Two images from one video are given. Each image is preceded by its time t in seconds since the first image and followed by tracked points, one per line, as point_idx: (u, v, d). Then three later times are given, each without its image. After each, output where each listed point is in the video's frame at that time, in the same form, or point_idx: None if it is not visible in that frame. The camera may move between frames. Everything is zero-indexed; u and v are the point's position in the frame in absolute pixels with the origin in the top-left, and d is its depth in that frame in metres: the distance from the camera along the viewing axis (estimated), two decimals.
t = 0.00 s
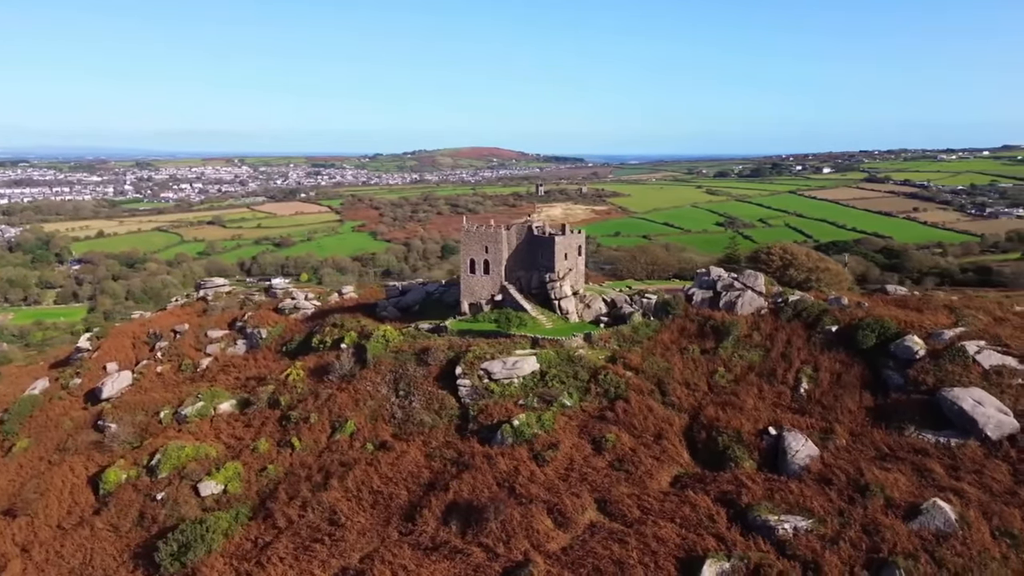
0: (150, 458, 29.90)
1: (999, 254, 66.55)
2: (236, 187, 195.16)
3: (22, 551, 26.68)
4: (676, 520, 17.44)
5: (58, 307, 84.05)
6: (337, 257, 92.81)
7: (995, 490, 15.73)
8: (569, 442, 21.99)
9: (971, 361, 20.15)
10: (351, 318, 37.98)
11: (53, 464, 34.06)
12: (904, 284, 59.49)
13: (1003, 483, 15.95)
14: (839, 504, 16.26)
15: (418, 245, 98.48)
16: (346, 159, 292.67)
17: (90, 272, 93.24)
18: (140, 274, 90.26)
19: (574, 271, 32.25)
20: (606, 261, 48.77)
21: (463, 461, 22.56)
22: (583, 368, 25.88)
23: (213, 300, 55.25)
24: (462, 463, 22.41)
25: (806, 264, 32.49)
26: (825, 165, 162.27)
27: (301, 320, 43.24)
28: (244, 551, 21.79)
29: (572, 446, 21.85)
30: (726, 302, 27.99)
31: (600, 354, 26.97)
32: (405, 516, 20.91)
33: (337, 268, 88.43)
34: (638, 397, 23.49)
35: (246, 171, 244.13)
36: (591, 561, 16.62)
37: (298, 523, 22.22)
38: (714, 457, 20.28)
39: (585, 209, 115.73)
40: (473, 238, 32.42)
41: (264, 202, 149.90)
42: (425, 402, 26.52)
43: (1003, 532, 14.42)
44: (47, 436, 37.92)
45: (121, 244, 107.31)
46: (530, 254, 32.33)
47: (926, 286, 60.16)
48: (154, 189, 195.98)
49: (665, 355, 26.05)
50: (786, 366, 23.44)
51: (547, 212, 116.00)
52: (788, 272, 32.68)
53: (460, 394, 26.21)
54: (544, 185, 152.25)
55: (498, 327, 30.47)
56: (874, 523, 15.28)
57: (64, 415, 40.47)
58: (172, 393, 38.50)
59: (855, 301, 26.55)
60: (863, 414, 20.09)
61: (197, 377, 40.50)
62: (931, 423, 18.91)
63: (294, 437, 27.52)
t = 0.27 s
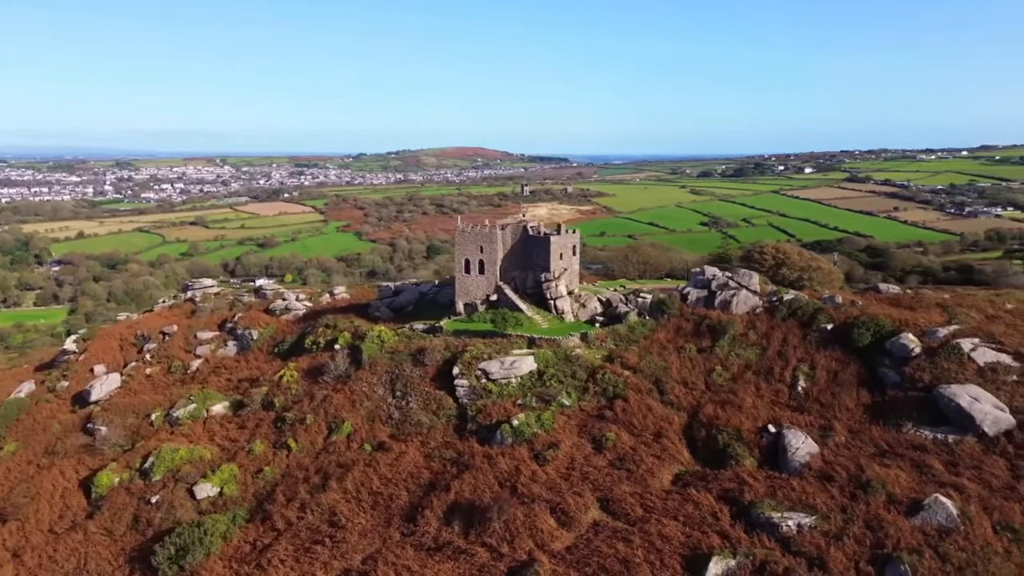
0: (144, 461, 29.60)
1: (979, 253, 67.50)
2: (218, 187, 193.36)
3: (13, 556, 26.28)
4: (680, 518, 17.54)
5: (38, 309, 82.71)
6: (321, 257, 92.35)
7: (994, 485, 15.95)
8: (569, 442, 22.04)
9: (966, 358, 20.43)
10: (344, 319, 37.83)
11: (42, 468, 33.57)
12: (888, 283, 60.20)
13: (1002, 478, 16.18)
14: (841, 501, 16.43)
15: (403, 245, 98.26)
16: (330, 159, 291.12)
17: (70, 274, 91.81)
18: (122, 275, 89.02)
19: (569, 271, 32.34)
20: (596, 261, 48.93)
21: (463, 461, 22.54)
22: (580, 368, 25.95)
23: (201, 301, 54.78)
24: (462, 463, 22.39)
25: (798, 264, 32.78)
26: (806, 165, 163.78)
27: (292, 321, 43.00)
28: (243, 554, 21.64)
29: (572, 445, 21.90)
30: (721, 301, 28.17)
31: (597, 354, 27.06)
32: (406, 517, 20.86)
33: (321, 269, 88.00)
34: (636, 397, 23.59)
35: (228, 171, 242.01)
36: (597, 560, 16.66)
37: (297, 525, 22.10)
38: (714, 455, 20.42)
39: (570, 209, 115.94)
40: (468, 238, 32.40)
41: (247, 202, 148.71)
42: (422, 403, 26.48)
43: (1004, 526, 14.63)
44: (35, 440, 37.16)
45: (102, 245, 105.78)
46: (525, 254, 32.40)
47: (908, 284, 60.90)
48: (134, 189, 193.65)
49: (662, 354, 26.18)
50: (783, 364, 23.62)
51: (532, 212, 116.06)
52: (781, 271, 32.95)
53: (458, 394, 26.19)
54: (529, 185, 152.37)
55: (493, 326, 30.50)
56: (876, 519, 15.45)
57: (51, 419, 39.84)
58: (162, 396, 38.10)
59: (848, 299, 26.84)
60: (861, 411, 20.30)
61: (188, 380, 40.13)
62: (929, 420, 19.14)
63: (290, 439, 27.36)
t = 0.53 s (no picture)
0: (137, 464, 29.30)
1: (960, 252, 68.43)
2: (200, 188, 191.53)
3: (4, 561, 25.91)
4: (683, 516, 17.64)
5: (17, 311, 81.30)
6: (307, 258, 91.92)
7: (994, 481, 16.18)
8: (570, 441, 22.10)
9: (962, 355, 20.69)
10: (337, 320, 37.71)
11: (31, 472, 33.09)
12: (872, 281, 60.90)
13: (1001, 473, 16.41)
14: (844, 497, 16.59)
15: (389, 245, 97.96)
16: (313, 159, 289.43)
17: (49, 275, 90.16)
18: (103, 276, 87.66)
19: (565, 271, 32.44)
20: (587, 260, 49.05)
21: (463, 461, 22.52)
22: (578, 367, 26.02)
23: (191, 303, 54.30)
24: (462, 463, 22.37)
25: (791, 263, 33.07)
26: (789, 166, 165.13)
27: (284, 322, 42.78)
28: (243, 557, 21.51)
29: (573, 444, 21.95)
30: (716, 300, 28.35)
31: (595, 353, 27.13)
32: (407, 518, 20.83)
33: (306, 269, 87.55)
34: (636, 395, 23.69)
35: (210, 171, 239.80)
36: (602, 559, 16.71)
37: (297, 527, 21.99)
38: (715, 453, 20.54)
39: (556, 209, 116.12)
40: (463, 238, 32.41)
41: (230, 203, 147.51)
42: (420, 403, 26.45)
43: (1006, 521, 14.85)
44: (23, 443, 36.66)
45: (82, 246, 104.16)
46: (520, 254, 32.46)
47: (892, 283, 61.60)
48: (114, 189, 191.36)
49: (660, 353, 26.31)
50: (780, 362, 23.83)
51: (518, 212, 116.11)
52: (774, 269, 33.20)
53: (456, 394, 26.17)
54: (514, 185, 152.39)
55: (490, 326, 30.52)
56: (880, 515, 15.62)
57: (39, 422, 39.30)
58: (153, 398, 37.72)
59: (843, 298, 27.11)
60: (859, 409, 20.52)
61: (178, 381, 39.77)
62: (927, 416, 19.37)
63: (287, 440, 27.22)
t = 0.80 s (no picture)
0: (132, 466, 29.02)
1: (941, 251, 69.28)
2: (182, 188, 189.68)
3: None
4: (688, 514, 17.74)
5: None
6: (292, 258, 91.48)
7: (994, 476, 16.43)
8: (572, 440, 22.17)
9: (958, 353, 20.98)
10: (331, 321, 37.56)
11: (21, 476, 32.63)
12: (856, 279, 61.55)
13: (1001, 469, 16.66)
14: (847, 493, 16.76)
15: (375, 245, 97.61)
16: (297, 159, 287.71)
17: (29, 276, 88.16)
18: (85, 277, 86.25)
19: (561, 271, 32.52)
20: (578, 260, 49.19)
21: (464, 462, 22.52)
22: (578, 367, 26.09)
23: (180, 304, 53.84)
24: (463, 463, 22.37)
25: (785, 262, 33.35)
26: (772, 165, 166.55)
27: (276, 322, 42.52)
28: (245, 559, 21.38)
29: (575, 444, 22.03)
30: (713, 299, 28.52)
31: (593, 353, 27.22)
32: (410, 518, 20.80)
33: (292, 270, 87.08)
34: (636, 394, 23.80)
35: (192, 171, 237.52)
36: (609, 557, 16.79)
37: (298, 528, 21.89)
38: (717, 451, 20.68)
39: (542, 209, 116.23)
40: (459, 238, 32.36)
41: (214, 203, 146.27)
42: (419, 403, 26.41)
43: (1008, 516, 15.07)
44: (11, 446, 36.04)
45: (63, 246, 102.55)
46: (517, 254, 32.50)
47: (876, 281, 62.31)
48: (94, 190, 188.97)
49: (658, 352, 26.45)
50: (778, 361, 24.02)
51: (504, 212, 116.17)
52: (768, 268, 33.46)
53: (455, 394, 26.15)
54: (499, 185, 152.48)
55: (487, 326, 30.52)
56: (884, 511, 15.81)
57: (27, 425, 38.76)
58: (144, 400, 37.37)
59: (838, 297, 27.37)
60: (858, 406, 20.73)
61: (170, 383, 39.43)
62: (925, 413, 19.62)
63: (284, 441, 27.08)
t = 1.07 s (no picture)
0: (127, 469, 28.74)
1: (924, 250, 70.10)
2: (163, 188, 187.62)
3: None
4: (694, 511, 17.85)
5: None
6: (277, 258, 90.99)
7: (995, 471, 16.68)
8: (574, 440, 22.25)
9: (955, 350, 21.27)
10: (326, 321, 37.41)
11: (11, 479, 32.15)
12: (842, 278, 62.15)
13: (1001, 464, 16.92)
14: (852, 490, 16.95)
15: (361, 245, 97.26)
16: (281, 159, 285.96)
17: (9, 277, 85.43)
18: (67, 278, 84.53)
19: (558, 270, 32.59)
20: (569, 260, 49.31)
21: (467, 462, 22.52)
22: (577, 366, 26.17)
23: (169, 306, 53.38)
24: (466, 463, 22.37)
25: (779, 261, 33.63)
26: (755, 165, 167.79)
27: (270, 324, 42.25)
28: (248, 561, 21.25)
29: (577, 443, 22.10)
30: (710, 298, 28.67)
31: (592, 352, 27.31)
32: (414, 519, 20.77)
33: (277, 270, 86.56)
34: (636, 393, 23.92)
35: (174, 171, 235.09)
36: (616, 555, 16.86)
37: (300, 530, 21.80)
38: (719, 449, 20.82)
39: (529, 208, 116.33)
40: (456, 238, 32.33)
41: (198, 203, 144.90)
42: (418, 404, 26.38)
43: (1011, 510, 15.31)
44: None
45: (44, 247, 100.89)
46: (513, 254, 32.55)
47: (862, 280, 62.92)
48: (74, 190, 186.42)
49: (657, 351, 26.59)
50: (777, 359, 24.22)
51: (491, 212, 116.16)
52: (763, 267, 33.71)
53: (454, 395, 26.14)
54: (485, 185, 152.41)
55: (484, 326, 30.52)
56: (889, 507, 16.00)
57: (15, 428, 38.22)
58: (136, 402, 36.98)
59: (833, 295, 27.62)
60: (858, 404, 20.95)
61: (162, 386, 39.07)
62: (924, 410, 19.87)
63: (283, 443, 26.92)
